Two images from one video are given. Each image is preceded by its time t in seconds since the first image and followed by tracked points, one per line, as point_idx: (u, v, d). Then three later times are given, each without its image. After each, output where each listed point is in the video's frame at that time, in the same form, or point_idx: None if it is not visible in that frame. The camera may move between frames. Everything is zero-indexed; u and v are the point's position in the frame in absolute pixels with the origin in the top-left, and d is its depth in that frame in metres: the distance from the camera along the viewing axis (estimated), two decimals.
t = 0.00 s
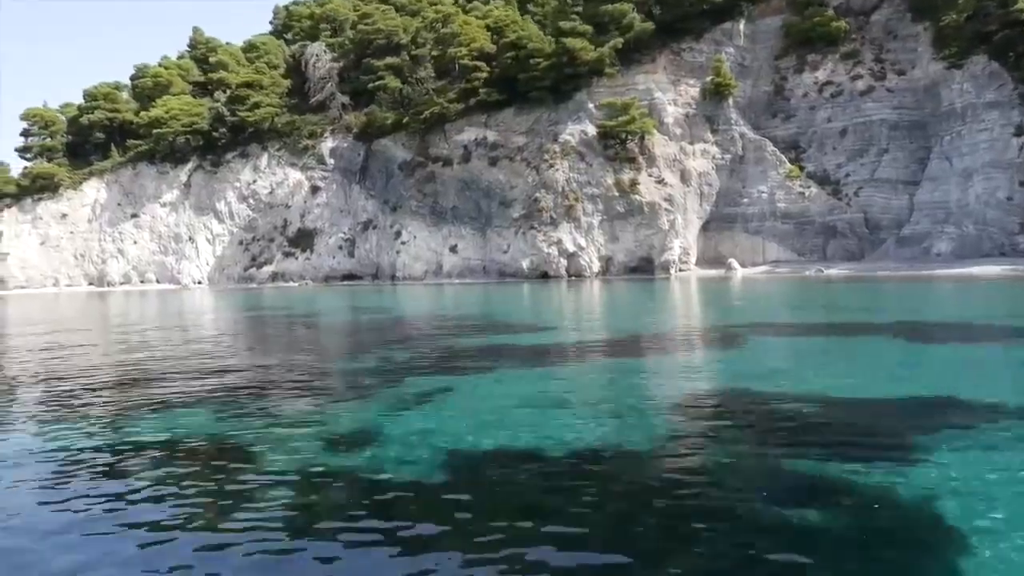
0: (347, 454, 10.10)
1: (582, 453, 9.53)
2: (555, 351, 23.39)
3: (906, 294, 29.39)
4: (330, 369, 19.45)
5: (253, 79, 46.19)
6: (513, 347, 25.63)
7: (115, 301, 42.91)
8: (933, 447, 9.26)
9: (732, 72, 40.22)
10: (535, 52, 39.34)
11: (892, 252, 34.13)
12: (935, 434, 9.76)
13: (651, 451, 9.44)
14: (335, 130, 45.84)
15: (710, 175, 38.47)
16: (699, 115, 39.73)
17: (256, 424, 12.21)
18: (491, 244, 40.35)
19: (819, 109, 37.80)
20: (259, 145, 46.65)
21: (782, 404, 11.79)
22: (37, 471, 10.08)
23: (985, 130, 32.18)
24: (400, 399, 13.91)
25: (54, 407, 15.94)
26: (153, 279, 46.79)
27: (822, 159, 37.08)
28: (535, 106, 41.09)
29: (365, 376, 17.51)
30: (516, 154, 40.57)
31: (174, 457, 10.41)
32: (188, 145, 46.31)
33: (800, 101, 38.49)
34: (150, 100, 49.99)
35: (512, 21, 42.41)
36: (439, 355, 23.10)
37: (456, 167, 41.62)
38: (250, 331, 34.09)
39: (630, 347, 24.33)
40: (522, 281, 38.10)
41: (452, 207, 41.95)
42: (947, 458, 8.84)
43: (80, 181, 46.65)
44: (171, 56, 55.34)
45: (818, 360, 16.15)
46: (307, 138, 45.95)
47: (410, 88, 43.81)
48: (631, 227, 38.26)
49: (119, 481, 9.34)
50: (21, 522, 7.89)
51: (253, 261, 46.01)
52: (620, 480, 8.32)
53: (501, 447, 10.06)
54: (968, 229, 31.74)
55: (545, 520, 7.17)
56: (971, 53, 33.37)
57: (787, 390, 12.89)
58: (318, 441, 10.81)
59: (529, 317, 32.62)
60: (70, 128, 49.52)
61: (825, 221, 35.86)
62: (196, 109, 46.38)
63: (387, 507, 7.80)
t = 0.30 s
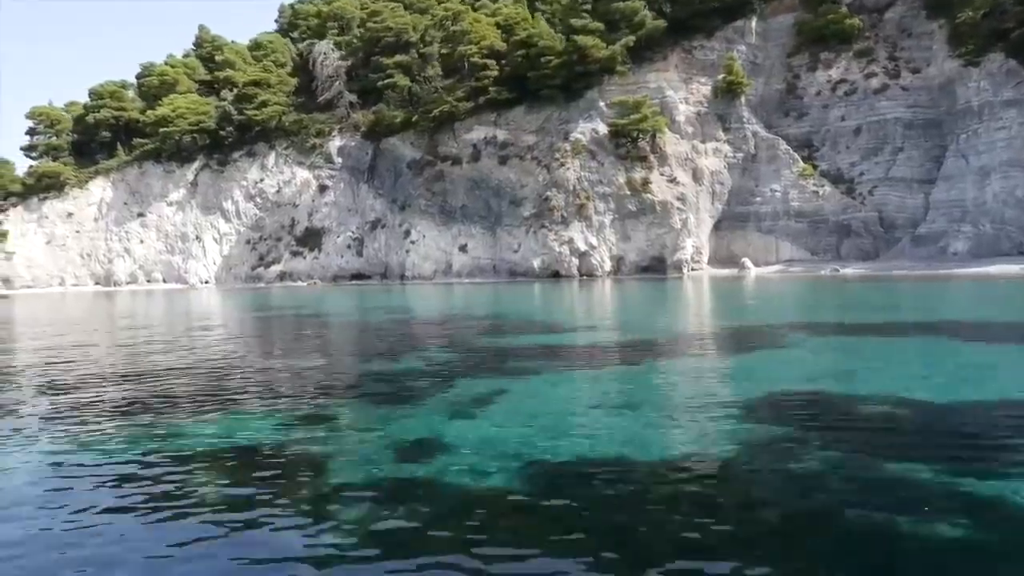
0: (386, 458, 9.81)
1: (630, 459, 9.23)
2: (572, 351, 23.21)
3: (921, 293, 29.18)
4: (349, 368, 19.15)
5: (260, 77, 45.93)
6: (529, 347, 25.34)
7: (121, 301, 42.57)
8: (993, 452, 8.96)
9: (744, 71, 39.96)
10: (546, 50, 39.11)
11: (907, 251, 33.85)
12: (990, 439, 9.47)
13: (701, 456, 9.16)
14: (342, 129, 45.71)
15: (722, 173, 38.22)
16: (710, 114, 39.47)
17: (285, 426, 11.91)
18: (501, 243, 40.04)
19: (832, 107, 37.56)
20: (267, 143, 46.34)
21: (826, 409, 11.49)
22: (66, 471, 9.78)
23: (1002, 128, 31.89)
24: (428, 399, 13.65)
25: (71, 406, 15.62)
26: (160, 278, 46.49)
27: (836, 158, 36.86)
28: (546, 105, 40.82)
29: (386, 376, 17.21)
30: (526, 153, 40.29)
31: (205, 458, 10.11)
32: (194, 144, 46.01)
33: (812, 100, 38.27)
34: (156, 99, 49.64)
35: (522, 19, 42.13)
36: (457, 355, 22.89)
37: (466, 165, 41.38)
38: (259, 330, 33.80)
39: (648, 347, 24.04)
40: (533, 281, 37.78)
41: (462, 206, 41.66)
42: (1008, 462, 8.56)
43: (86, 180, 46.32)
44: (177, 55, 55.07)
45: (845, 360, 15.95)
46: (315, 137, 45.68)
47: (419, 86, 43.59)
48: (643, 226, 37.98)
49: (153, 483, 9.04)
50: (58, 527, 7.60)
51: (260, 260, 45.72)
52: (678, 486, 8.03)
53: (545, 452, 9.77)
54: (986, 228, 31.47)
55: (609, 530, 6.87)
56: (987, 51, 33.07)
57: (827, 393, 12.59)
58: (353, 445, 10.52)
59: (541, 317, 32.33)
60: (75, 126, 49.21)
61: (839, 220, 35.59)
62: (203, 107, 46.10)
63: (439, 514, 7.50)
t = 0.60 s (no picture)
0: (432, 461, 9.48)
1: (688, 463, 8.91)
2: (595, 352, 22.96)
3: (940, 292, 28.92)
4: (371, 368, 18.80)
5: (268, 75, 45.59)
6: (548, 348, 25.01)
7: (129, 301, 42.23)
8: None
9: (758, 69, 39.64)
10: (558, 48, 38.78)
11: (925, 250, 33.53)
12: None
13: (762, 462, 8.84)
14: (351, 127, 45.47)
15: (736, 172, 37.90)
16: (724, 112, 39.15)
17: (318, 424, 11.56)
18: (512, 242, 39.69)
19: (847, 105, 37.25)
20: (275, 142, 46.00)
21: (878, 410, 11.13)
22: (100, 470, 9.44)
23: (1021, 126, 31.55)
24: (463, 400, 13.33)
25: (88, 405, 15.22)
26: (167, 278, 46.18)
27: (851, 156, 36.60)
28: (558, 103, 40.49)
29: (412, 375, 16.85)
30: (537, 151, 39.96)
31: (243, 459, 9.77)
32: (202, 142, 45.68)
33: (827, 98, 37.98)
34: (163, 97, 49.21)
35: (533, 16, 41.77)
36: (480, 355, 22.63)
37: (476, 164, 41.05)
38: (270, 330, 33.49)
39: (669, 347, 23.77)
40: (546, 280, 37.43)
41: (472, 205, 41.27)
42: None
43: (93, 179, 46.01)
44: (184, 53, 54.73)
45: (881, 356, 15.59)
46: (323, 136, 45.39)
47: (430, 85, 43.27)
48: (656, 225, 37.67)
49: (193, 486, 8.70)
50: (105, 533, 7.27)
51: (269, 260, 45.37)
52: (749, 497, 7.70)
53: (598, 456, 9.43)
54: (1005, 227, 31.16)
55: (689, 544, 6.54)
56: (1006, 48, 32.73)
57: (876, 394, 12.20)
58: (394, 449, 10.22)
59: (555, 317, 32.01)
60: (82, 125, 48.88)
61: (855, 219, 35.28)
62: (210, 106, 45.74)
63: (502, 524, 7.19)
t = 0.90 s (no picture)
0: (475, 467, 9.18)
1: (742, 470, 8.61)
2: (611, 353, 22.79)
3: (957, 292, 28.61)
4: (388, 367, 18.48)
5: (275, 73, 45.28)
6: (565, 348, 24.71)
7: (135, 301, 41.88)
8: None
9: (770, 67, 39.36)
10: (569, 46, 38.48)
11: (941, 250, 33.25)
12: None
13: (819, 470, 8.55)
14: (358, 126, 45.18)
15: (748, 171, 37.59)
16: (735, 110, 38.84)
17: (348, 429, 11.25)
18: (522, 241, 39.37)
19: (861, 104, 36.97)
20: (282, 141, 45.67)
21: (925, 415, 10.83)
22: (127, 479, 9.12)
23: None
24: (492, 401, 13.02)
25: (102, 407, 14.85)
26: (174, 278, 45.87)
27: (865, 155, 36.35)
28: (568, 101, 40.17)
29: (432, 375, 16.54)
30: (547, 150, 39.66)
31: (276, 466, 9.45)
32: (208, 141, 45.37)
33: (840, 96, 37.70)
34: (168, 95, 48.87)
35: (544, 14, 41.40)
36: (495, 356, 22.40)
37: (486, 163, 40.73)
38: (280, 330, 33.19)
39: (686, 348, 23.54)
40: (557, 280, 37.12)
41: (482, 205, 40.92)
42: None
43: (98, 178, 45.70)
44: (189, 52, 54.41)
45: (908, 358, 15.32)
46: (330, 135, 45.08)
47: (439, 83, 42.97)
48: (668, 225, 37.37)
49: (230, 496, 8.38)
50: (146, 547, 6.97)
51: (276, 259, 45.04)
52: (815, 508, 7.40)
53: (646, 462, 9.14)
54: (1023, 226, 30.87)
55: (766, 558, 6.25)
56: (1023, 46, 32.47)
57: (915, 397, 11.93)
58: (430, 452, 9.92)
59: (568, 317, 31.72)
60: (87, 124, 48.55)
61: (870, 219, 35.00)
62: (217, 104, 45.30)
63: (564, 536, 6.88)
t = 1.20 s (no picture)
0: (528, 481, 8.85)
1: (810, 486, 8.29)
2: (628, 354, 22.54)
3: (976, 292, 28.31)
4: (407, 368, 18.13)
5: (283, 71, 44.94)
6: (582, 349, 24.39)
7: (142, 301, 41.50)
8: None
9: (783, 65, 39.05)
10: (581, 44, 38.14)
11: (959, 250, 32.92)
12: None
13: (887, 485, 8.24)
14: (367, 125, 44.84)
15: (762, 170, 37.25)
16: (749, 109, 38.51)
17: (384, 438, 10.89)
18: (534, 241, 39.02)
19: (876, 103, 36.65)
20: (289, 140, 45.31)
21: (981, 421, 10.54)
22: (164, 497, 8.77)
23: None
24: (526, 405, 12.68)
25: (119, 411, 14.42)
26: (180, 278, 45.51)
27: (880, 154, 36.03)
28: (580, 100, 39.81)
29: (457, 378, 16.17)
30: (559, 149, 39.32)
31: (321, 483, 9.10)
32: (215, 140, 45.02)
33: (855, 95, 37.38)
34: (175, 94, 48.50)
35: (555, 12, 41.09)
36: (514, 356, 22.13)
37: (496, 162, 40.39)
38: (289, 330, 32.87)
39: (703, 349, 23.32)
40: (569, 280, 36.77)
41: (492, 204, 40.55)
42: None
43: (105, 177, 45.36)
44: (195, 50, 54.08)
45: (939, 362, 15.08)
46: (339, 134, 44.74)
47: (449, 82, 42.66)
48: (682, 225, 37.03)
49: (279, 517, 8.02)
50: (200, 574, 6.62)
51: (283, 259, 44.67)
52: (901, 529, 7.07)
53: (706, 474, 8.81)
54: None
55: None
56: None
57: (963, 402, 11.66)
58: (476, 464, 9.60)
59: (582, 317, 31.39)
60: (93, 123, 48.20)
61: (886, 219, 34.68)
62: (224, 103, 44.84)
63: (643, 560, 6.55)
